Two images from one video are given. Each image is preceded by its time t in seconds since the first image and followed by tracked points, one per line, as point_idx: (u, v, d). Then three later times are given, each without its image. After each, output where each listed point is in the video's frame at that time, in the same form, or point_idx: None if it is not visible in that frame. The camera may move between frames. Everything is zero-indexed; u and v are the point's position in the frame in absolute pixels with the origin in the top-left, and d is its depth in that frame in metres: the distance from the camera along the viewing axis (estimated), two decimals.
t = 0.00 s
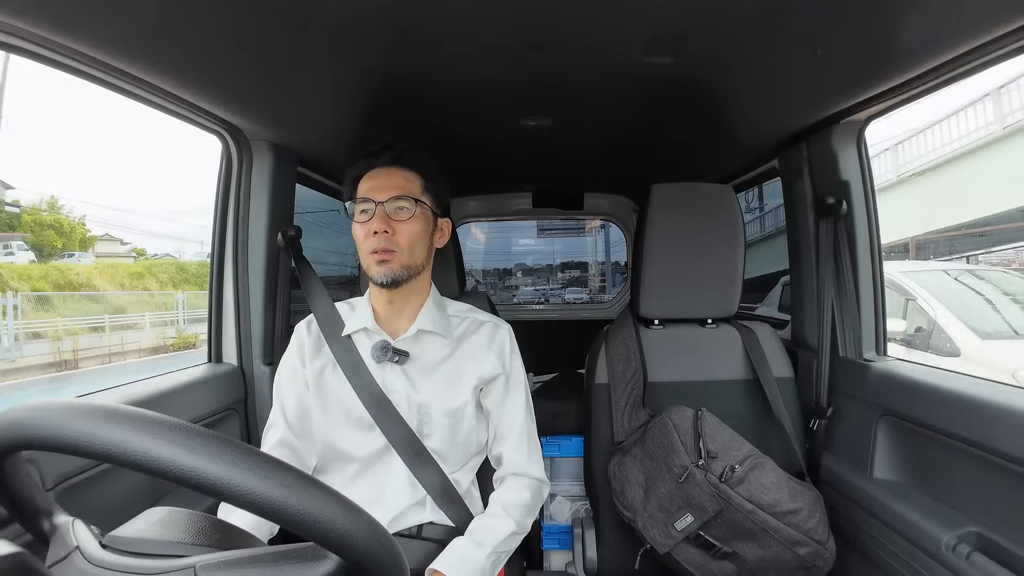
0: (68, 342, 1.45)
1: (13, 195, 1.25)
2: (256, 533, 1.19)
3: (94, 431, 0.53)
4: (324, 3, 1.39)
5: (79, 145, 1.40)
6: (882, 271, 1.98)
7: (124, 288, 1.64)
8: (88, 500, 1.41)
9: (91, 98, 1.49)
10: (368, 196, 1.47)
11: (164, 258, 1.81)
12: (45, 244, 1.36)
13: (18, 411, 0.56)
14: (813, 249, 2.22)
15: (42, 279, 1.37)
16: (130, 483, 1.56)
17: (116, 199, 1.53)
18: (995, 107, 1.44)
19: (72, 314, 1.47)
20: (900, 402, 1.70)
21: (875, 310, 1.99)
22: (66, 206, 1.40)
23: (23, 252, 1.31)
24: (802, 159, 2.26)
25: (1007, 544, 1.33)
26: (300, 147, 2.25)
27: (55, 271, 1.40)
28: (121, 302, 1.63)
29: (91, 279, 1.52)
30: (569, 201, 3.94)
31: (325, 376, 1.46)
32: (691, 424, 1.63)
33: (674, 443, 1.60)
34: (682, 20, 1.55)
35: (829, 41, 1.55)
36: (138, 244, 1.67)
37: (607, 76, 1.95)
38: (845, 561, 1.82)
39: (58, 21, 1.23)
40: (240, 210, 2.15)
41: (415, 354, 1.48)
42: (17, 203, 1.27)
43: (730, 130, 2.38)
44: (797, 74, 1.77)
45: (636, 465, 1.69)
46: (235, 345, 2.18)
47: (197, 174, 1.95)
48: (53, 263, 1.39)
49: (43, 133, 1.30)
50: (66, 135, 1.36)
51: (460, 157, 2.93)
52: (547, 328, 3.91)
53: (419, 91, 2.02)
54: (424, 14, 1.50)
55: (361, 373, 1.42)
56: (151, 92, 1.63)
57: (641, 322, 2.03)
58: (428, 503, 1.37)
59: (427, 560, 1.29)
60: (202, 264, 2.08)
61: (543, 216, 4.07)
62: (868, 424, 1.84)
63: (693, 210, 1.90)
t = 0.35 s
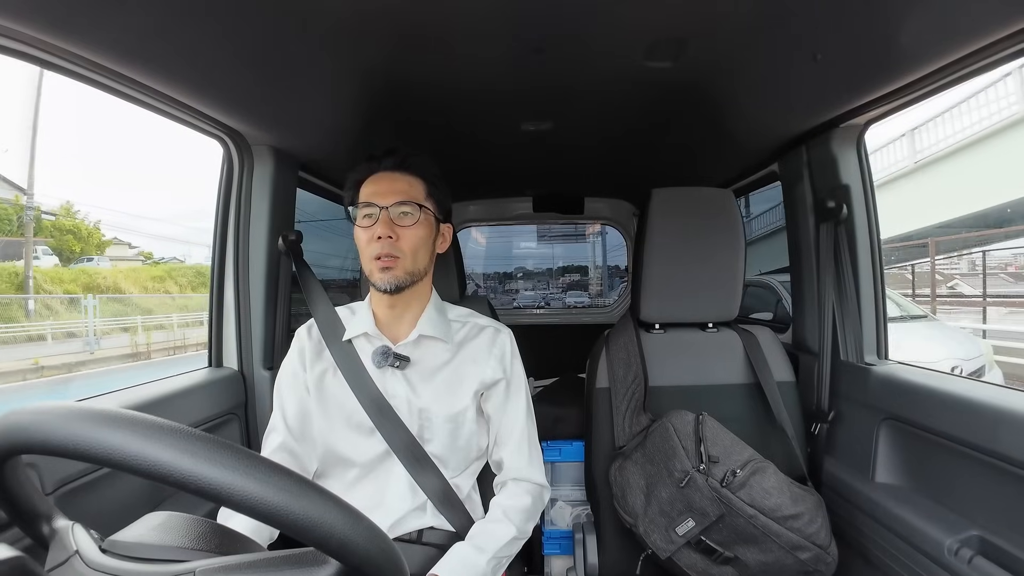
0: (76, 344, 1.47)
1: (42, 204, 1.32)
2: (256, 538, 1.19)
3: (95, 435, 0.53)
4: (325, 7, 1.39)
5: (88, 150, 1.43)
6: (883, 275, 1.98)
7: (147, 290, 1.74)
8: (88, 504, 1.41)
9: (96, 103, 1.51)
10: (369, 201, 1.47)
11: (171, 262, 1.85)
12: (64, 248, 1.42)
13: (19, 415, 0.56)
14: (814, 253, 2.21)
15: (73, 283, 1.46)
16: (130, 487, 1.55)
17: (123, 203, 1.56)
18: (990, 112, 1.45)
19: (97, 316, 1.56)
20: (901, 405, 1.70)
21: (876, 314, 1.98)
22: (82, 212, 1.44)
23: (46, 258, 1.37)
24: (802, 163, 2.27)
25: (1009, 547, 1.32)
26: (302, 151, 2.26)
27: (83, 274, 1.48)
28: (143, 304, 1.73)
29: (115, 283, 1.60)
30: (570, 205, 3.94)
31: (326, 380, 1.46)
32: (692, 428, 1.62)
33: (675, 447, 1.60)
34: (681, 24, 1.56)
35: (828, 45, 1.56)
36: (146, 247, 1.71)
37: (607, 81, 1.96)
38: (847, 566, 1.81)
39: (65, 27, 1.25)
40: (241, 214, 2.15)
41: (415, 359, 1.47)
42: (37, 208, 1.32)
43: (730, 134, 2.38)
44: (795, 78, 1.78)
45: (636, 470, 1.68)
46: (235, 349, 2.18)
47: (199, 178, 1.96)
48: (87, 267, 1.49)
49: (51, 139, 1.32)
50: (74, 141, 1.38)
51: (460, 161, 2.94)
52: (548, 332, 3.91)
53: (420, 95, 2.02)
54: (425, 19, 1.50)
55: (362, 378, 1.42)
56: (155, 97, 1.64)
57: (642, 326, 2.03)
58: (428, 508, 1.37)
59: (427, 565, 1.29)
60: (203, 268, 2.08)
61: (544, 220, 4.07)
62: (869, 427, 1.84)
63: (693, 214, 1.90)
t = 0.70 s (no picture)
0: (83, 346, 1.49)
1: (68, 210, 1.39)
2: (255, 541, 1.19)
3: (96, 436, 0.53)
4: (326, 10, 1.40)
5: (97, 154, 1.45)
6: (884, 277, 1.98)
7: (165, 293, 1.82)
8: (88, 507, 1.41)
9: (100, 106, 1.52)
10: (371, 205, 1.47)
11: (176, 264, 1.87)
12: (80, 251, 1.45)
13: (19, 416, 0.56)
14: (815, 255, 2.21)
15: (98, 286, 1.53)
16: (130, 489, 1.55)
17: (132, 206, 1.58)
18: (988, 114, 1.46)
19: (121, 317, 1.63)
20: (901, 407, 1.70)
21: (877, 316, 1.98)
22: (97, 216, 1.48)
23: (69, 261, 1.42)
24: (802, 165, 2.27)
25: (1010, 549, 1.32)
26: (303, 154, 2.26)
27: (107, 278, 1.55)
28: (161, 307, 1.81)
29: (135, 285, 1.66)
30: (570, 207, 3.94)
31: (326, 383, 1.45)
32: (693, 430, 1.62)
33: (675, 449, 1.59)
34: (681, 26, 1.56)
35: (828, 47, 1.56)
36: (151, 250, 1.71)
37: (607, 84, 1.96)
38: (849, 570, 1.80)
39: (71, 30, 1.26)
40: (241, 217, 2.15)
41: (417, 363, 1.47)
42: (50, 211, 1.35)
43: (731, 137, 2.39)
44: (795, 81, 1.79)
45: (637, 472, 1.68)
46: (236, 351, 2.18)
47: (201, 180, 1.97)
48: (112, 268, 1.57)
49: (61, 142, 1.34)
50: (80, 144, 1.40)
51: (461, 164, 2.94)
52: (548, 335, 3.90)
53: (421, 98, 2.03)
54: (425, 21, 1.51)
55: (362, 381, 1.42)
56: (156, 99, 1.65)
57: (643, 328, 2.03)
58: (428, 510, 1.36)
59: (428, 567, 1.29)
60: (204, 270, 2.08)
61: (544, 222, 4.08)
62: (869, 429, 1.84)
63: (694, 216, 1.90)
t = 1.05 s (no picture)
0: (88, 347, 1.51)
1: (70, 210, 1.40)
2: (255, 543, 1.19)
3: (96, 438, 0.53)
4: (328, 13, 1.40)
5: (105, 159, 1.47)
6: (885, 281, 1.98)
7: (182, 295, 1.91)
8: (87, 508, 1.40)
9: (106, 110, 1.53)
10: (374, 209, 1.47)
11: (182, 267, 1.90)
12: (97, 255, 1.51)
13: (20, 417, 0.56)
14: (816, 259, 2.21)
15: (121, 288, 1.61)
16: (130, 491, 1.55)
17: (136, 208, 1.59)
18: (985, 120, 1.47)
19: (147, 318, 1.73)
20: (901, 411, 1.69)
21: (878, 321, 1.98)
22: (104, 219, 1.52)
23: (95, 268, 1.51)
24: (803, 169, 2.27)
25: (1010, 554, 1.31)
26: (305, 157, 2.27)
27: (128, 281, 1.63)
28: (179, 309, 1.91)
29: (155, 287, 1.74)
30: (571, 211, 3.95)
31: (327, 385, 1.45)
32: (693, 434, 1.62)
33: (676, 453, 1.59)
34: (682, 31, 1.56)
35: (829, 52, 1.57)
36: (156, 252, 1.72)
37: (608, 88, 1.97)
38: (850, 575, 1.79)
39: (79, 34, 1.28)
40: (243, 219, 2.16)
41: (418, 366, 1.47)
42: (61, 216, 1.39)
43: (732, 141, 2.39)
44: (796, 86, 1.79)
45: (638, 476, 1.68)
46: (236, 353, 2.18)
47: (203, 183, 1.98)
48: (135, 274, 1.65)
49: (71, 147, 1.36)
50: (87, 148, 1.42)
51: (462, 167, 2.94)
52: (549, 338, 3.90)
53: (422, 101, 2.03)
54: (427, 24, 1.51)
55: (362, 383, 1.42)
56: (159, 102, 1.66)
57: (643, 332, 2.03)
58: (428, 513, 1.36)
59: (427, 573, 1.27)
60: (205, 272, 2.08)
61: (545, 225, 4.08)
62: (870, 433, 1.84)
63: (695, 219, 1.90)
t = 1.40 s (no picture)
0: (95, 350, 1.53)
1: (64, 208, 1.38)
2: (256, 548, 1.18)
3: (97, 443, 0.53)
4: (329, 19, 1.41)
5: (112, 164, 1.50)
6: (886, 283, 1.98)
7: (196, 298, 2.02)
8: (88, 512, 1.40)
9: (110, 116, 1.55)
10: (375, 215, 1.47)
11: (188, 270, 1.94)
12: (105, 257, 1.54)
13: (21, 422, 0.56)
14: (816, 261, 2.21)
15: (140, 291, 1.67)
16: (130, 495, 1.55)
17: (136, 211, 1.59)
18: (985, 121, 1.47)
19: (165, 319, 1.83)
20: (903, 412, 1.69)
21: (880, 323, 1.97)
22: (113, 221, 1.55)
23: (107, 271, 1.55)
24: (803, 172, 2.27)
25: (1013, 555, 1.31)
26: (306, 161, 2.28)
27: (145, 284, 1.69)
28: (195, 310, 2.02)
29: (171, 290, 1.83)
30: (571, 214, 3.95)
31: (327, 391, 1.45)
32: (695, 437, 1.61)
33: (678, 457, 1.59)
34: (682, 35, 1.57)
35: (828, 55, 1.57)
36: (163, 256, 1.76)
37: (607, 92, 1.97)
38: None
39: (85, 41, 1.29)
40: (244, 223, 2.16)
41: (418, 371, 1.47)
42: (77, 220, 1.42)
43: (731, 144, 2.39)
44: (795, 89, 1.80)
45: (640, 480, 1.67)
46: (237, 358, 2.18)
47: (205, 188, 1.99)
48: (154, 278, 1.73)
49: (79, 153, 1.38)
50: (94, 154, 1.44)
51: (462, 171, 2.95)
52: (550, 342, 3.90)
53: (423, 105, 2.04)
54: (428, 29, 1.52)
55: (363, 389, 1.42)
56: (161, 107, 1.67)
57: (645, 335, 2.03)
58: (429, 518, 1.36)
59: None
60: (206, 277, 2.08)
61: (545, 229, 4.08)
62: (871, 435, 1.83)
63: (696, 222, 1.91)
